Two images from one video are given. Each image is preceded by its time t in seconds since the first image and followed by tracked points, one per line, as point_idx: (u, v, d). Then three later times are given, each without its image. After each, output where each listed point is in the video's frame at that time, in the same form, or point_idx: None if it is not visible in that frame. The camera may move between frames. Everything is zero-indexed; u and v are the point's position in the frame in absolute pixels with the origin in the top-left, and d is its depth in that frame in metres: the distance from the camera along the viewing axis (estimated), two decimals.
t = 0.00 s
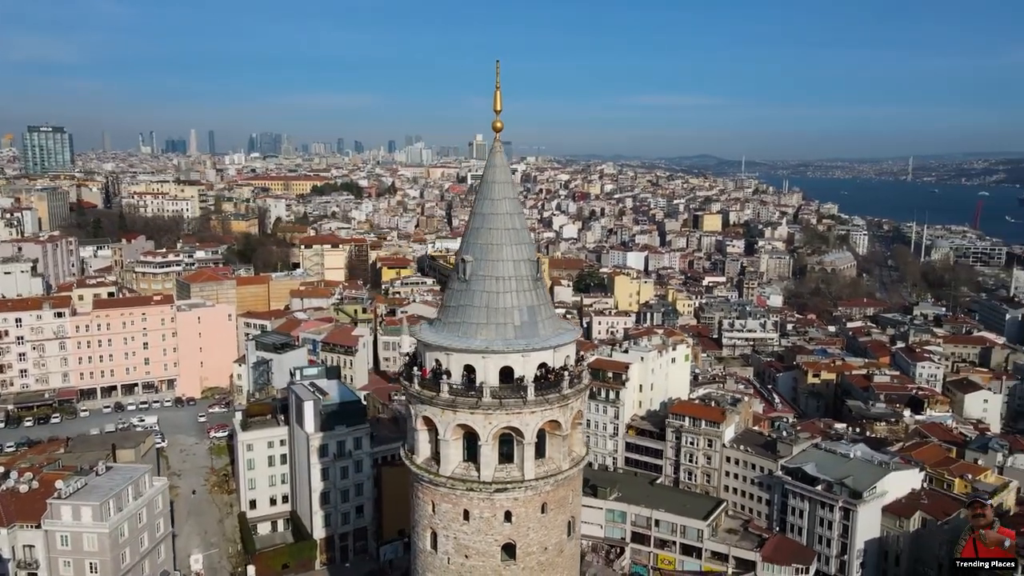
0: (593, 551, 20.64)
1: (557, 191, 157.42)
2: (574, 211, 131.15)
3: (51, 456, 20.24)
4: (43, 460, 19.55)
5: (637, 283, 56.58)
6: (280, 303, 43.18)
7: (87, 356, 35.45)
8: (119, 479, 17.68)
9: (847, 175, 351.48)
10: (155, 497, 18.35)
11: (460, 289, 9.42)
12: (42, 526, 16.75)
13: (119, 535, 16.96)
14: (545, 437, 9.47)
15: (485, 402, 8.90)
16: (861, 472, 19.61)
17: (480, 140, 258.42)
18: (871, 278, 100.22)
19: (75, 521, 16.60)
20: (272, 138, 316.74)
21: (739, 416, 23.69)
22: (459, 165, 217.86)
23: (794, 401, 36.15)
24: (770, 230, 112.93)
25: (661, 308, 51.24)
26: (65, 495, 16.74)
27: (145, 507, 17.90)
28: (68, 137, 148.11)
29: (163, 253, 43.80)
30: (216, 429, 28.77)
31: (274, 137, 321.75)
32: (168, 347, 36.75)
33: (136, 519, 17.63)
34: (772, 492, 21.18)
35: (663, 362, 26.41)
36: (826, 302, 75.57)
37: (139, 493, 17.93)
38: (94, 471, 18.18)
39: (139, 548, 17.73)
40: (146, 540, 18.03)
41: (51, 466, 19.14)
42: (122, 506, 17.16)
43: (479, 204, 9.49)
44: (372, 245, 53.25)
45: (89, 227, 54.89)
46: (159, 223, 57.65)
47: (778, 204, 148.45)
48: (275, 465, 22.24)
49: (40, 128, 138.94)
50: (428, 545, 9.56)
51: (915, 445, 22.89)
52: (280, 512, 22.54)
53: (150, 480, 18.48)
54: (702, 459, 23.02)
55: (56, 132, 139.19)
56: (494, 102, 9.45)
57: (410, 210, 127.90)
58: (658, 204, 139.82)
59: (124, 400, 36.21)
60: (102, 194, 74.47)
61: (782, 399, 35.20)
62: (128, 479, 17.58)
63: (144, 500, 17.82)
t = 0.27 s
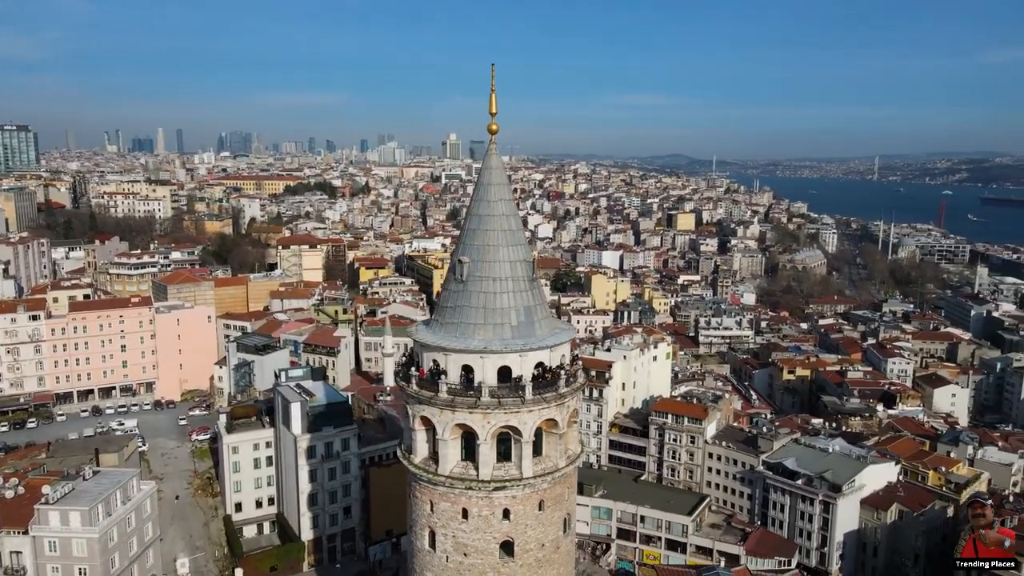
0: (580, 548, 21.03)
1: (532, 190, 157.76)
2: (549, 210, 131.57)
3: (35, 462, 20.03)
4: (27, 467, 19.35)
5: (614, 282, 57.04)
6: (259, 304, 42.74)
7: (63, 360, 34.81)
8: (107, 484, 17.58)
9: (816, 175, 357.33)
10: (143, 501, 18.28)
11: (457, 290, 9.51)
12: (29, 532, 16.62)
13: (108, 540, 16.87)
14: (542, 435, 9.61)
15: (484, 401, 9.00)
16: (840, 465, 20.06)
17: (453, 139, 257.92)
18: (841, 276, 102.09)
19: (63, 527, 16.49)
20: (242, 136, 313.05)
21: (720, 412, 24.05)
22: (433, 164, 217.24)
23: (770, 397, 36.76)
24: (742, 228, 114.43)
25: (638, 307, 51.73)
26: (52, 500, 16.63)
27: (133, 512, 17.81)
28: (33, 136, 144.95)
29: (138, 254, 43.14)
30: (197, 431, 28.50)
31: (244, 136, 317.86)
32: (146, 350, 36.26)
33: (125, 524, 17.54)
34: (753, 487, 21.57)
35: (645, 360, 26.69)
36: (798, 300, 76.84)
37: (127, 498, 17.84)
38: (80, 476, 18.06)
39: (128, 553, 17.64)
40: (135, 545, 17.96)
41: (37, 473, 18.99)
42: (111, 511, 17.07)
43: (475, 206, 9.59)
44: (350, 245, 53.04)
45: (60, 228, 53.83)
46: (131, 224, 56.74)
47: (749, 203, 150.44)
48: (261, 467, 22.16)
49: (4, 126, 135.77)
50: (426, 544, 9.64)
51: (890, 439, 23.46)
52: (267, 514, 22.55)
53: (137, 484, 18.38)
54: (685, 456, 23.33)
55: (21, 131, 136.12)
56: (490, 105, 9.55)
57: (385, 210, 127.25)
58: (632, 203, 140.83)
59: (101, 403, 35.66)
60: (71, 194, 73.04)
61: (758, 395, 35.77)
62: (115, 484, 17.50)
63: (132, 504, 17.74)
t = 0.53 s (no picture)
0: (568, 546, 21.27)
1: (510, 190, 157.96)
2: (527, 210, 131.73)
3: (22, 467, 19.79)
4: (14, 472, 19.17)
5: (594, 281, 57.36)
6: (241, 305, 42.26)
7: (42, 363, 34.22)
8: (97, 488, 17.41)
9: (789, 175, 361.79)
10: (133, 504, 18.11)
11: (454, 291, 9.59)
12: (19, 538, 16.46)
13: (100, 544, 16.73)
14: (539, 434, 9.71)
15: (483, 401, 9.09)
16: (823, 461, 20.43)
17: (431, 138, 257.40)
18: (815, 274, 103.56)
19: (54, 531, 16.33)
20: (216, 135, 309.24)
21: (705, 410, 24.36)
22: (411, 164, 216.46)
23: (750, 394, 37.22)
24: (719, 227, 115.62)
25: (619, 306, 52.11)
26: (41, 505, 16.47)
27: (124, 515, 17.67)
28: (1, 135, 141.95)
29: (116, 255, 42.53)
30: (181, 434, 28.20)
31: (218, 135, 314.23)
32: (128, 352, 35.76)
33: (115, 528, 17.39)
34: (739, 483, 21.88)
35: (629, 358, 26.94)
36: (775, 298, 77.83)
37: (118, 501, 17.68)
38: (69, 480, 17.88)
39: (119, 556, 17.51)
40: (126, 549, 17.80)
41: (25, 478, 18.83)
42: (102, 515, 16.93)
43: (472, 207, 9.66)
44: (330, 246, 52.79)
45: (33, 229, 52.88)
46: (107, 225, 55.92)
47: (726, 202, 151.95)
48: (249, 469, 22.11)
49: None
50: (424, 543, 9.72)
51: (870, 434, 23.93)
52: (255, 516, 22.46)
53: (128, 487, 18.22)
54: (671, 453, 23.59)
55: None
56: (486, 107, 9.64)
57: (363, 210, 126.51)
58: (610, 203, 141.56)
59: (82, 407, 35.13)
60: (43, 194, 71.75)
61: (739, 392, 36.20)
62: (105, 487, 17.33)
63: (122, 508, 17.57)
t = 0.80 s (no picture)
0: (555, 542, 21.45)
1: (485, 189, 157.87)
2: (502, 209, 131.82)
3: (6, 473, 19.60)
4: None
5: (571, 281, 57.68)
6: (220, 306, 41.78)
7: (17, 367, 33.54)
8: (85, 492, 17.30)
9: (760, 174, 366.57)
10: (121, 509, 18.07)
11: (451, 291, 9.67)
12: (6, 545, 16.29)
13: (89, 550, 16.66)
14: (536, 433, 9.84)
15: (481, 400, 9.19)
16: (803, 456, 20.91)
17: (404, 137, 256.23)
18: (787, 272, 105.14)
19: (42, 537, 16.19)
20: (184, 134, 304.31)
21: (687, 407, 24.73)
22: (385, 163, 215.11)
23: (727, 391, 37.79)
24: (693, 226, 116.79)
25: (596, 305, 52.49)
26: (29, 511, 16.32)
27: (113, 520, 17.60)
28: None
29: (90, 256, 41.80)
30: (163, 437, 27.88)
31: (186, 133, 309.25)
32: (105, 355, 35.21)
33: (104, 532, 17.33)
34: (721, 478, 22.28)
35: (612, 357, 27.23)
36: (748, 296, 78.91)
37: (106, 506, 17.58)
38: (56, 485, 17.72)
39: (108, 562, 17.46)
40: (114, 553, 17.76)
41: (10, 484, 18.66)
42: (90, 519, 16.84)
43: (468, 208, 9.75)
44: (307, 246, 52.41)
45: None
46: (77, 225, 54.87)
47: (698, 201, 153.50)
48: (234, 472, 22.00)
49: None
50: (422, 542, 9.80)
51: (847, 427, 24.51)
52: (241, 518, 22.34)
53: (115, 492, 18.13)
54: (654, 450, 23.92)
55: None
56: (481, 109, 9.73)
57: (336, 209, 125.53)
58: (584, 202, 142.22)
59: (58, 411, 34.53)
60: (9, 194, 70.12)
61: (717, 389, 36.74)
62: (94, 492, 17.21)
63: (111, 513, 17.52)
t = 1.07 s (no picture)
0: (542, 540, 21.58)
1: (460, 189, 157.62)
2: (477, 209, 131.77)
3: None
4: None
5: (549, 280, 57.93)
6: (198, 307, 41.31)
7: None
8: (73, 497, 17.78)
9: (731, 174, 370.74)
10: (109, 513, 18.62)
11: (448, 292, 9.75)
12: None
13: (78, 555, 17.18)
14: (532, 431, 9.96)
15: (480, 400, 9.30)
16: (784, 451, 21.35)
17: (377, 136, 254.78)
18: (759, 271, 106.52)
19: (31, 543, 16.68)
20: (152, 133, 299.17)
21: (669, 404, 25.06)
22: (358, 163, 213.63)
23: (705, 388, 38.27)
24: (666, 225, 117.81)
25: (574, 304, 52.79)
26: (17, 517, 16.78)
27: (101, 525, 18.11)
28: None
29: (62, 258, 41.04)
30: (144, 441, 27.51)
31: (154, 132, 304.14)
32: (82, 358, 34.60)
33: (93, 537, 17.87)
34: (704, 474, 22.64)
35: (594, 355, 27.47)
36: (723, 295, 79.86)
37: (93, 510, 18.09)
38: (43, 490, 18.17)
39: (96, 566, 17.98)
40: (102, 557, 18.25)
41: None
42: (78, 525, 17.36)
43: (464, 210, 9.84)
44: (284, 247, 51.98)
45: None
46: (47, 226, 53.81)
47: (671, 200, 154.84)
48: (219, 474, 21.86)
49: None
50: (420, 541, 9.87)
51: (824, 423, 25.02)
52: (227, 521, 22.19)
53: (102, 497, 18.61)
54: (638, 447, 24.19)
55: None
56: (477, 112, 9.81)
57: (310, 209, 124.39)
58: (559, 202, 142.70)
59: (34, 416, 33.92)
60: None
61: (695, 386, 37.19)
62: (82, 496, 17.75)
63: (99, 518, 18.07)
